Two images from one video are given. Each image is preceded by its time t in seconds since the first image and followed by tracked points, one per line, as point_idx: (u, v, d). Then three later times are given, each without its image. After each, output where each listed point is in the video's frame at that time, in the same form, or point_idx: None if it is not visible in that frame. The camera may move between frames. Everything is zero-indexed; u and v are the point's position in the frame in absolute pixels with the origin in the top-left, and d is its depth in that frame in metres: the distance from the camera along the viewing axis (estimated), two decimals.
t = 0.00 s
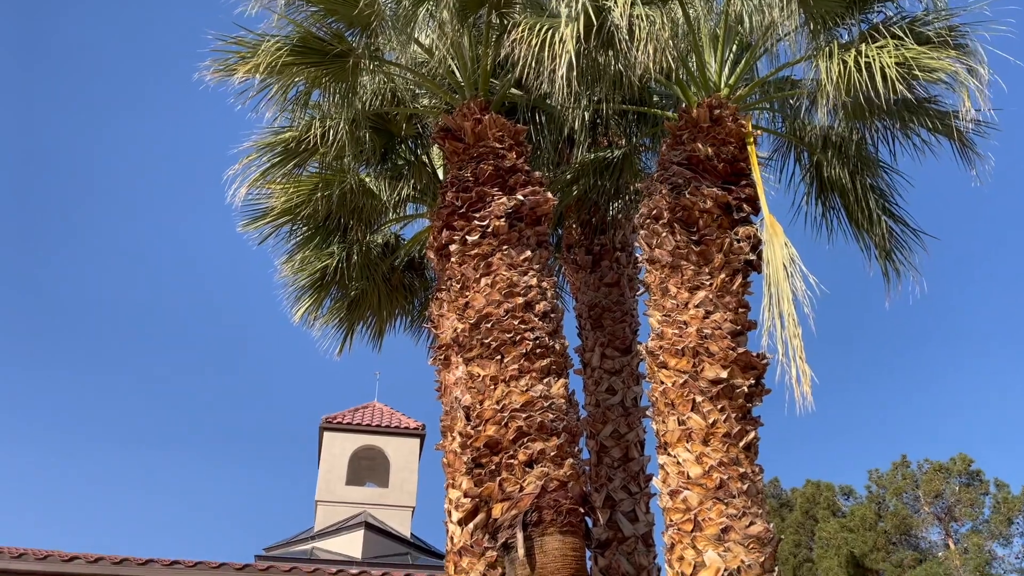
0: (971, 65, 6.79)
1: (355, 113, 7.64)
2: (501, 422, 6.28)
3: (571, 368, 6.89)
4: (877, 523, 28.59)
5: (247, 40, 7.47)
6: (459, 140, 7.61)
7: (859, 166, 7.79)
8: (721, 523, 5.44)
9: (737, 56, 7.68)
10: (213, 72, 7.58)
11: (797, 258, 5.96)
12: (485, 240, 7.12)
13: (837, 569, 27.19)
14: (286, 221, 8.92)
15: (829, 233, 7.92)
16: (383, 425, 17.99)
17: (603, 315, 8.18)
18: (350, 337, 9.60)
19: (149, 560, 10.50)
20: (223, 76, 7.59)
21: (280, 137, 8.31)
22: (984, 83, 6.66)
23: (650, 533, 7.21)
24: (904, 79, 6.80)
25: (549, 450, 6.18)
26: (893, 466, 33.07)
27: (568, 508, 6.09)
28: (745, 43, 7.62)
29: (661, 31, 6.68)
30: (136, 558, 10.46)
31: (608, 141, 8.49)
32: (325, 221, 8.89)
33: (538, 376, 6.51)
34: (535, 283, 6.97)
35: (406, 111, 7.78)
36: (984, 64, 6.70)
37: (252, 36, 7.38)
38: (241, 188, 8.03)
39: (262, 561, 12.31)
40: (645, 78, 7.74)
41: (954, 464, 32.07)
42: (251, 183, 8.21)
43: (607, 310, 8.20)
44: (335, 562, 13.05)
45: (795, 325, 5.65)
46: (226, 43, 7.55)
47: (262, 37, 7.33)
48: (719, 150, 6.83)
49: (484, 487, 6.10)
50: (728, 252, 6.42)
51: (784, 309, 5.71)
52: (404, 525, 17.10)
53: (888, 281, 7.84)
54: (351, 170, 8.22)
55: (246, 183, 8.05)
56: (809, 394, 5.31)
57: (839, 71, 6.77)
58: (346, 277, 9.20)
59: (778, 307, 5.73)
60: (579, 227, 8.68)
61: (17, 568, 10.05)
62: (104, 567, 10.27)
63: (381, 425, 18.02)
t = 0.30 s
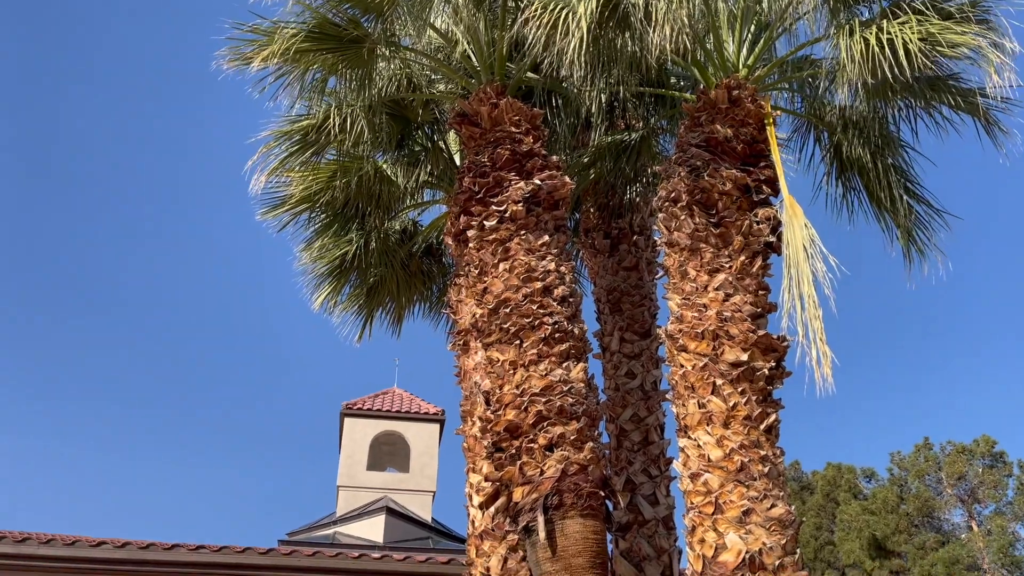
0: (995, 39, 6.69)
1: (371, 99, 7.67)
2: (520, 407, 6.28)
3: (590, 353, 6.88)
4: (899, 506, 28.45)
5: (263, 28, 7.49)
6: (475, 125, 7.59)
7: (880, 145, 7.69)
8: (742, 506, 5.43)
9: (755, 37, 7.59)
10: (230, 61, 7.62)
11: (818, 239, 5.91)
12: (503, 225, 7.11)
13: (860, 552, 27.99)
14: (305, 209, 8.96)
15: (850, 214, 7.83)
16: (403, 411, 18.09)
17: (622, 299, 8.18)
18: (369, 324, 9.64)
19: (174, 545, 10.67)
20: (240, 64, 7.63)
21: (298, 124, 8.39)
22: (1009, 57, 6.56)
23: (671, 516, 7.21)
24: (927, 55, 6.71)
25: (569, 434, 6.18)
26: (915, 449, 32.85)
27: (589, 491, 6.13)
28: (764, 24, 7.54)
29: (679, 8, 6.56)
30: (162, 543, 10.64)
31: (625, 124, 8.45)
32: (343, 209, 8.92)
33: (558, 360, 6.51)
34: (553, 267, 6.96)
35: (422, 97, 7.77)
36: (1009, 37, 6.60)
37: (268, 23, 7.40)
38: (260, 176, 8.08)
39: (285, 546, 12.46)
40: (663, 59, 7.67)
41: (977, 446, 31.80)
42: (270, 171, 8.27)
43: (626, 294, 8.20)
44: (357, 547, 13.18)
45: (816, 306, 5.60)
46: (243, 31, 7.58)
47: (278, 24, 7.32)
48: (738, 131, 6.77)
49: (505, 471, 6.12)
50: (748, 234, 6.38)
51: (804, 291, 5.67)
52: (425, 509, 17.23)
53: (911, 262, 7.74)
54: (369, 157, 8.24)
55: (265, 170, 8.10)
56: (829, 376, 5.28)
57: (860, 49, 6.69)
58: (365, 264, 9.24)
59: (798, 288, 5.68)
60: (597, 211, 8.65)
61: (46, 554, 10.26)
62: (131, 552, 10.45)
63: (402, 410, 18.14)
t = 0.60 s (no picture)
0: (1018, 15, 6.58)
1: (388, 85, 7.66)
2: (539, 390, 6.30)
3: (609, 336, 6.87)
4: (920, 488, 28.31)
5: (278, 14, 7.49)
6: (492, 110, 7.58)
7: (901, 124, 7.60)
8: (762, 488, 5.41)
9: (773, 16, 7.49)
10: (246, 48, 7.62)
11: (838, 220, 5.86)
12: (520, 210, 7.11)
13: (880, 535, 27.96)
14: (323, 195, 8.99)
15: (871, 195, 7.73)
16: (422, 396, 18.19)
17: (640, 283, 8.15)
18: (388, 309, 9.67)
19: (198, 530, 10.81)
20: (256, 52, 7.63)
21: (314, 112, 8.34)
22: None
23: (692, 499, 7.22)
24: (948, 32, 6.61)
25: (588, 418, 6.19)
26: (937, 430, 32.61)
27: (609, 474, 6.09)
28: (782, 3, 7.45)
29: None
30: (187, 528, 10.82)
31: (642, 107, 8.45)
32: (360, 195, 8.94)
33: (576, 344, 6.51)
34: (570, 251, 6.95)
35: (438, 82, 7.74)
36: None
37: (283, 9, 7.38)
38: (278, 163, 8.12)
39: (307, 530, 12.62)
40: (680, 40, 7.60)
41: (1000, 427, 31.52)
42: (288, 158, 8.30)
43: (644, 277, 8.17)
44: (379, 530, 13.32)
45: (836, 287, 5.56)
46: (258, 18, 7.57)
47: (293, 10, 7.27)
48: (757, 111, 6.71)
49: (525, 455, 6.14)
50: (767, 215, 6.33)
51: (825, 272, 5.62)
52: (445, 493, 17.35)
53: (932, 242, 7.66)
54: (386, 142, 8.29)
55: (284, 157, 8.13)
56: (851, 357, 5.24)
57: (881, 26, 6.59)
58: (383, 250, 9.27)
59: (819, 269, 5.64)
60: (614, 194, 8.60)
61: (74, 539, 10.48)
62: (157, 536, 10.65)
63: (420, 395, 18.23)
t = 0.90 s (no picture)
0: None
1: (403, 69, 7.62)
2: (557, 373, 6.30)
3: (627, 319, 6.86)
4: (941, 469, 28.20)
5: None
6: (507, 93, 7.56)
7: (921, 102, 7.51)
8: (783, 469, 5.40)
9: None
10: (262, 34, 7.63)
11: (858, 199, 5.80)
12: (536, 193, 7.09)
13: (901, 516, 28.02)
14: (340, 181, 9.01)
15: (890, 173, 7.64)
16: (440, 380, 18.28)
17: (657, 265, 8.12)
18: (406, 294, 9.70)
19: (222, 513, 10.98)
20: (272, 37, 7.62)
21: (330, 97, 8.36)
22: None
23: (711, 481, 7.22)
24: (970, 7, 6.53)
25: (607, 400, 6.19)
26: (958, 411, 32.39)
27: (628, 457, 6.09)
28: None
29: None
30: (210, 512, 10.97)
31: (659, 87, 8.39)
32: (377, 180, 8.95)
33: (594, 327, 6.51)
34: (588, 234, 6.94)
35: (453, 66, 7.72)
36: None
37: None
38: (295, 149, 8.13)
39: (327, 513, 12.76)
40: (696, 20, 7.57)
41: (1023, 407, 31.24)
42: (304, 143, 8.32)
43: (661, 260, 8.14)
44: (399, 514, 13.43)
45: (856, 267, 5.52)
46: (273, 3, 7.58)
47: None
48: (775, 91, 6.64)
49: (544, 438, 6.16)
50: (786, 196, 6.28)
51: (844, 252, 5.58)
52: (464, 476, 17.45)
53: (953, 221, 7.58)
54: (402, 127, 8.26)
55: (300, 142, 8.14)
56: (871, 337, 5.21)
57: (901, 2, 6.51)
58: (400, 234, 9.30)
59: (838, 249, 5.60)
60: (631, 176, 8.55)
61: (100, 523, 10.66)
62: (181, 520, 10.81)
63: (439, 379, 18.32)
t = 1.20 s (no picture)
0: None
1: (419, 52, 7.57)
2: (575, 355, 6.31)
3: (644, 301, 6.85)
4: (962, 449, 28.02)
5: None
6: (522, 75, 7.54)
7: (943, 78, 7.40)
8: (802, 449, 5.36)
9: None
10: (278, 19, 7.66)
11: (877, 176, 5.74)
12: (553, 175, 7.08)
13: (921, 496, 27.93)
14: (356, 165, 9.03)
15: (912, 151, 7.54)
16: (458, 363, 18.35)
17: (674, 247, 8.09)
18: (423, 279, 9.73)
19: (244, 496, 11.72)
20: (287, 23, 7.63)
21: (344, 81, 8.39)
22: None
23: (730, 461, 7.23)
24: None
25: (625, 382, 6.19)
26: (980, 391, 32.11)
27: (647, 438, 6.10)
28: None
29: None
30: (232, 495, 11.70)
31: (675, 67, 8.40)
32: (392, 164, 8.95)
33: (611, 309, 6.50)
34: (604, 216, 6.92)
35: (468, 48, 7.70)
36: None
37: None
38: (311, 134, 8.15)
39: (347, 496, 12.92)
40: None
41: None
42: (320, 128, 8.34)
43: (679, 241, 8.10)
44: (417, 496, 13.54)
45: (876, 246, 5.47)
46: None
47: None
48: (793, 69, 6.58)
49: (562, 420, 6.17)
50: (805, 175, 6.23)
51: (864, 231, 5.53)
52: (482, 459, 17.54)
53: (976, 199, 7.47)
54: (417, 111, 8.24)
55: (316, 128, 8.15)
56: (890, 316, 5.17)
57: None
58: (416, 218, 9.32)
59: (858, 228, 5.55)
60: (648, 157, 8.52)
61: (125, 506, 11.46)
62: (204, 503, 11.59)
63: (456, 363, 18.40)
